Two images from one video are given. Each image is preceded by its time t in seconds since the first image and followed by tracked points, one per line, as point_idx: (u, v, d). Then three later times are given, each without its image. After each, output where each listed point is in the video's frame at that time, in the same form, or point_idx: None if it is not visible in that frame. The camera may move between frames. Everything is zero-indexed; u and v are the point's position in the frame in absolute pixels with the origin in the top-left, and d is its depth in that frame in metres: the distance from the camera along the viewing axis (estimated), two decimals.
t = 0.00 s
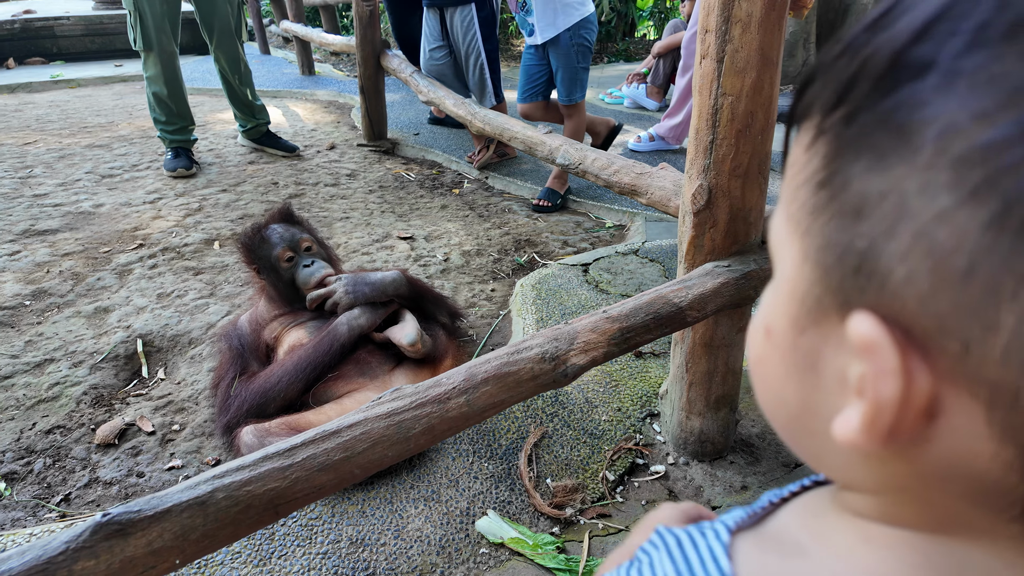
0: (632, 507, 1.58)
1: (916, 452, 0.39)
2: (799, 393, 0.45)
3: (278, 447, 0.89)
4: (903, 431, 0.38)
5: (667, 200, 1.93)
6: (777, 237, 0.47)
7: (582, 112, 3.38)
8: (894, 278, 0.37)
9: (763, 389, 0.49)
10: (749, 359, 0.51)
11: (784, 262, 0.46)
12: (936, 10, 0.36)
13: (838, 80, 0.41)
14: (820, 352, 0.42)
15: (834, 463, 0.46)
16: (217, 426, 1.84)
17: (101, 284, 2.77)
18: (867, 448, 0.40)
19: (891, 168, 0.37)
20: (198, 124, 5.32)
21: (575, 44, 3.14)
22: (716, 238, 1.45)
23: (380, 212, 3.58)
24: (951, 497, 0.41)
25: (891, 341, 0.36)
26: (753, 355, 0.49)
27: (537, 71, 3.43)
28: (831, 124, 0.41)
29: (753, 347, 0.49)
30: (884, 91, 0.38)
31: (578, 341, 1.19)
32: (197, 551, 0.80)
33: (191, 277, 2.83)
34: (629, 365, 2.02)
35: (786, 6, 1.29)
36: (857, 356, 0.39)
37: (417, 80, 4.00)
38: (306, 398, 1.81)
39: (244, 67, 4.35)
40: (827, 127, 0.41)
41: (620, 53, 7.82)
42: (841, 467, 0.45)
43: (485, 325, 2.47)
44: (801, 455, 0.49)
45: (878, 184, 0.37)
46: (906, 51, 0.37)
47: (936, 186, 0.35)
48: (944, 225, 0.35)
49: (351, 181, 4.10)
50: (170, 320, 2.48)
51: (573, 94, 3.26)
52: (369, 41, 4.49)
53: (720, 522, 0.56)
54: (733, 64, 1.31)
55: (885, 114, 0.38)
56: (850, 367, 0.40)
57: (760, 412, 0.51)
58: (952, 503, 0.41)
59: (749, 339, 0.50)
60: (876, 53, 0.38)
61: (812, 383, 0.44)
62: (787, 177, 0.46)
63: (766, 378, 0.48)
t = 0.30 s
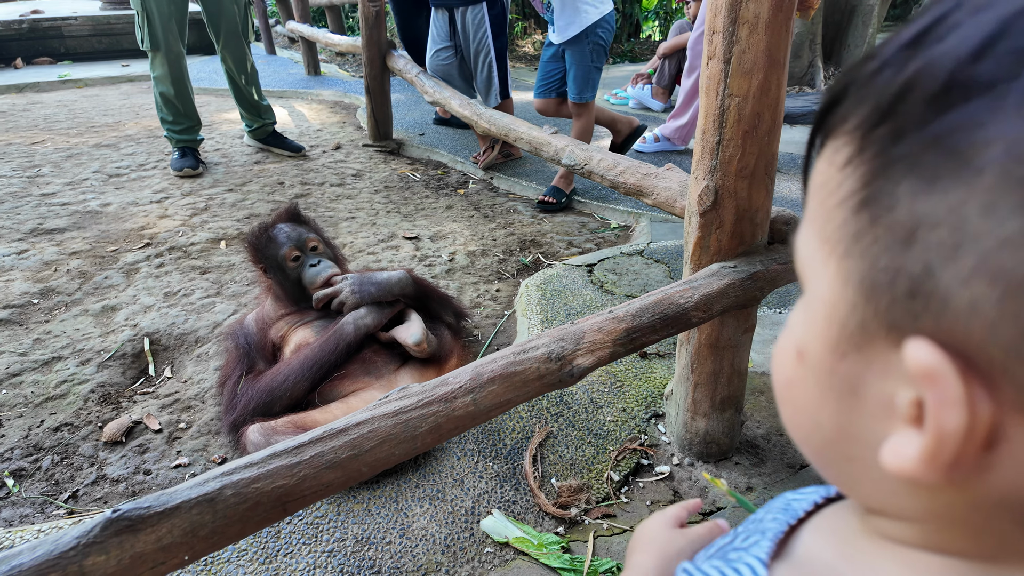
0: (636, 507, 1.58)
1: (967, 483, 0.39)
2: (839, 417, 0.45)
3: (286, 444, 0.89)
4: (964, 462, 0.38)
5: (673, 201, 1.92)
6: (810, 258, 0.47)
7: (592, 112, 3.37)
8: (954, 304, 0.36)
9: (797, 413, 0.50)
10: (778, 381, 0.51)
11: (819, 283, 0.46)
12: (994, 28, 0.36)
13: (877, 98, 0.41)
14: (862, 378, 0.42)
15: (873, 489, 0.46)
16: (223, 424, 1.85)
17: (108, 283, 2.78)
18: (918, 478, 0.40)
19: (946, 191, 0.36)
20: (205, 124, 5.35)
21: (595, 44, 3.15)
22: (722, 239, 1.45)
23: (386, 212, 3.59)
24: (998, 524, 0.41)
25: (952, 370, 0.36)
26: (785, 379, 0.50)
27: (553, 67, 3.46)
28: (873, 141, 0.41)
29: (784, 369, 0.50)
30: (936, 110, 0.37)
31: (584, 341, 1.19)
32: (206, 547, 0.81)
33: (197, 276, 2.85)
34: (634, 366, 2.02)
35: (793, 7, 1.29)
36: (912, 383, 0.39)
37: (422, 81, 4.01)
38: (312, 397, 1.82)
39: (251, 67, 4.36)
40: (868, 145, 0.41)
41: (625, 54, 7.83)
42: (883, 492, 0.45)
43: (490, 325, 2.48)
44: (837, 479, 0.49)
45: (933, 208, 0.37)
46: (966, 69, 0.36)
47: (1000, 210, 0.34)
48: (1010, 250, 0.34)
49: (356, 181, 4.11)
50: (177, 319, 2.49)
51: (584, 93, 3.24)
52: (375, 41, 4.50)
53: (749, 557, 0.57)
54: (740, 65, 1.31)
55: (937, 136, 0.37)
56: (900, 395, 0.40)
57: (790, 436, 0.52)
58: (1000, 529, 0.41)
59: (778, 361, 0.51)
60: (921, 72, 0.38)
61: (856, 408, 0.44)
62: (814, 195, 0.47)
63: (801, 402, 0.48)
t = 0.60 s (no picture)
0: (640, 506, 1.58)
1: (966, 479, 0.39)
2: (845, 411, 0.45)
3: (292, 440, 0.90)
4: (962, 454, 0.38)
5: (678, 200, 1.92)
6: (831, 251, 0.46)
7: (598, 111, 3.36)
8: (963, 295, 0.36)
9: (805, 407, 0.50)
10: (790, 375, 0.51)
11: (837, 275, 0.46)
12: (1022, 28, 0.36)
13: (907, 91, 0.42)
14: (871, 370, 0.42)
15: (875, 485, 0.46)
16: (228, 422, 1.86)
17: (114, 281, 2.79)
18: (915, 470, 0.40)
19: (969, 180, 0.37)
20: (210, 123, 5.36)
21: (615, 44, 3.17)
22: (728, 237, 1.45)
23: (390, 211, 3.59)
24: (995, 524, 0.41)
25: (955, 360, 0.36)
26: (796, 371, 0.50)
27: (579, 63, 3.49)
28: (900, 133, 0.41)
29: (796, 363, 0.50)
30: (964, 100, 0.38)
31: (589, 340, 1.20)
32: (213, 542, 0.81)
33: (202, 274, 2.86)
34: (638, 365, 2.02)
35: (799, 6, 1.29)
36: (915, 374, 0.39)
37: (428, 80, 4.01)
38: (317, 394, 1.82)
39: (257, 67, 4.37)
40: (895, 138, 0.42)
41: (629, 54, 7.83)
42: (884, 488, 0.45)
43: (494, 324, 2.48)
44: (841, 475, 0.49)
45: (953, 198, 0.37)
46: (994, 59, 0.37)
47: (1017, 200, 0.35)
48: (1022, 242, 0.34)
49: (361, 180, 4.12)
50: (183, 317, 2.50)
51: (593, 88, 3.25)
52: (380, 41, 4.51)
53: (747, 544, 0.57)
54: (746, 63, 1.31)
55: (963, 127, 0.37)
56: (904, 388, 0.40)
57: (798, 431, 0.52)
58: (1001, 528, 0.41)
59: (791, 355, 0.51)
60: (952, 65, 0.39)
61: (862, 402, 0.44)
62: (842, 189, 0.47)
63: (809, 396, 0.48)
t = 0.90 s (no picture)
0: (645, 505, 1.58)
1: (941, 523, 0.37)
2: (824, 447, 0.43)
3: (299, 438, 0.90)
4: (921, 503, 0.36)
5: (683, 199, 1.92)
6: (795, 285, 0.44)
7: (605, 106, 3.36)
8: (895, 345, 0.34)
9: (792, 437, 0.48)
10: (779, 403, 0.49)
11: (802, 310, 0.44)
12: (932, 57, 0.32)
13: (831, 128, 0.38)
14: (838, 411, 0.40)
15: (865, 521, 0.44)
16: (233, 419, 1.86)
17: (119, 279, 2.80)
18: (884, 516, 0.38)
19: (883, 233, 0.34)
20: (215, 122, 5.38)
21: (637, 44, 3.19)
22: (733, 237, 1.45)
23: (394, 211, 3.60)
24: (984, 563, 0.39)
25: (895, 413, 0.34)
26: (782, 402, 0.48)
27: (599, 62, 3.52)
28: (826, 175, 0.39)
29: (782, 391, 0.48)
30: (874, 144, 0.35)
31: (594, 339, 1.20)
32: (220, 539, 0.81)
33: (207, 272, 2.86)
34: (642, 365, 2.02)
35: (807, 5, 1.28)
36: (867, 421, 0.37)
37: (431, 80, 4.02)
38: (322, 393, 1.83)
39: (261, 66, 4.37)
40: (823, 178, 0.39)
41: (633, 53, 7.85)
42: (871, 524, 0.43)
43: (498, 323, 2.48)
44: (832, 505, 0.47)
45: (871, 248, 0.35)
46: (887, 107, 0.34)
47: (927, 253, 0.32)
48: (940, 293, 0.32)
49: (364, 179, 4.12)
50: (188, 315, 2.51)
51: (604, 82, 3.26)
52: (384, 41, 4.51)
53: None
54: (752, 62, 1.31)
55: (873, 173, 0.35)
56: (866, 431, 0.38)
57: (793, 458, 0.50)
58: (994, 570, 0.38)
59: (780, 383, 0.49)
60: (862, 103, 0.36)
61: (836, 439, 0.42)
62: (801, 224, 0.44)
63: (794, 427, 0.46)
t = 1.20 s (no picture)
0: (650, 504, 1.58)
1: (987, 530, 0.39)
2: (860, 458, 0.45)
3: (309, 435, 0.91)
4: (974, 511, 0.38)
5: (688, 200, 1.92)
6: (821, 294, 0.47)
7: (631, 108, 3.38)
8: (945, 353, 0.36)
9: (822, 448, 0.49)
10: (805, 414, 0.51)
11: (830, 320, 0.46)
12: (961, 65, 0.36)
13: (861, 134, 0.42)
14: (878, 420, 0.42)
15: (900, 528, 0.45)
16: (240, 418, 1.87)
17: (125, 278, 2.82)
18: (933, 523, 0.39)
19: (927, 236, 0.37)
20: (219, 122, 5.39)
21: (665, 45, 3.23)
22: (739, 237, 1.45)
23: (398, 210, 3.60)
24: None
25: (950, 421, 0.36)
26: (811, 413, 0.50)
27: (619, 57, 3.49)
28: (860, 181, 0.42)
29: (809, 403, 0.50)
30: (910, 150, 0.38)
31: (601, 338, 1.20)
32: (232, 535, 0.82)
33: (213, 272, 2.88)
34: (647, 365, 2.02)
35: (813, 5, 1.29)
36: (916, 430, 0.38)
37: (436, 80, 4.03)
38: (328, 391, 1.84)
39: (266, 65, 4.38)
40: (858, 183, 0.42)
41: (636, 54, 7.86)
42: (908, 533, 0.45)
43: (503, 323, 2.48)
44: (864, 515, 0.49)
45: (917, 253, 0.37)
46: (928, 113, 0.37)
47: (979, 255, 0.34)
48: (993, 299, 0.34)
49: (369, 179, 4.13)
50: (194, 314, 2.52)
51: (630, 81, 3.29)
52: (389, 41, 4.52)
53: None
54: (759, 63, 1.31)
55: (915, 177, 0.37)
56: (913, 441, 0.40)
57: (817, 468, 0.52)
58: None
59: (805, 395, 0.51)
60: (898, 107, 0.39)
61: (875, 449, 0.44)
62: (824, 230, 0.47)
63: (824, 439, 0.48)
